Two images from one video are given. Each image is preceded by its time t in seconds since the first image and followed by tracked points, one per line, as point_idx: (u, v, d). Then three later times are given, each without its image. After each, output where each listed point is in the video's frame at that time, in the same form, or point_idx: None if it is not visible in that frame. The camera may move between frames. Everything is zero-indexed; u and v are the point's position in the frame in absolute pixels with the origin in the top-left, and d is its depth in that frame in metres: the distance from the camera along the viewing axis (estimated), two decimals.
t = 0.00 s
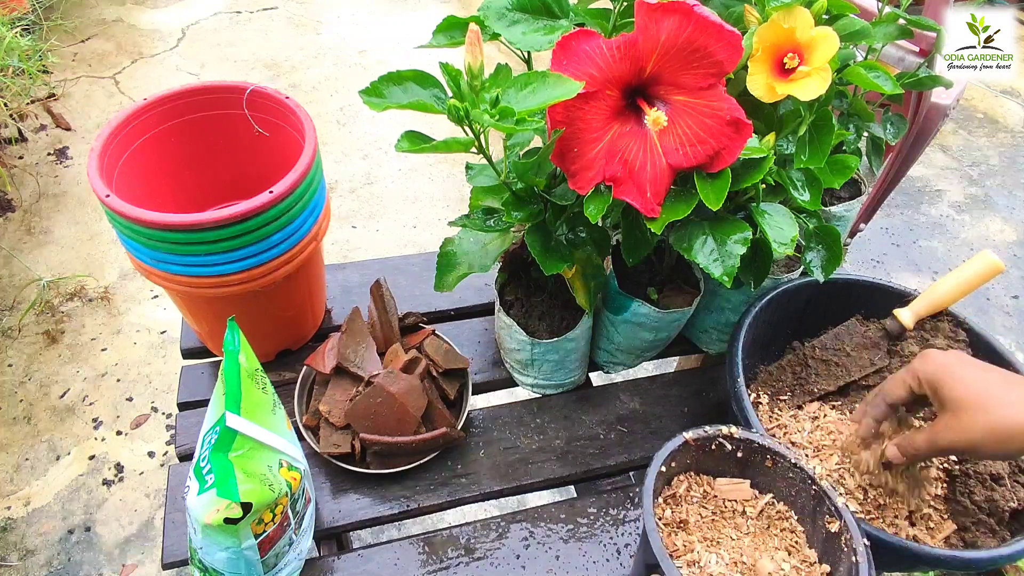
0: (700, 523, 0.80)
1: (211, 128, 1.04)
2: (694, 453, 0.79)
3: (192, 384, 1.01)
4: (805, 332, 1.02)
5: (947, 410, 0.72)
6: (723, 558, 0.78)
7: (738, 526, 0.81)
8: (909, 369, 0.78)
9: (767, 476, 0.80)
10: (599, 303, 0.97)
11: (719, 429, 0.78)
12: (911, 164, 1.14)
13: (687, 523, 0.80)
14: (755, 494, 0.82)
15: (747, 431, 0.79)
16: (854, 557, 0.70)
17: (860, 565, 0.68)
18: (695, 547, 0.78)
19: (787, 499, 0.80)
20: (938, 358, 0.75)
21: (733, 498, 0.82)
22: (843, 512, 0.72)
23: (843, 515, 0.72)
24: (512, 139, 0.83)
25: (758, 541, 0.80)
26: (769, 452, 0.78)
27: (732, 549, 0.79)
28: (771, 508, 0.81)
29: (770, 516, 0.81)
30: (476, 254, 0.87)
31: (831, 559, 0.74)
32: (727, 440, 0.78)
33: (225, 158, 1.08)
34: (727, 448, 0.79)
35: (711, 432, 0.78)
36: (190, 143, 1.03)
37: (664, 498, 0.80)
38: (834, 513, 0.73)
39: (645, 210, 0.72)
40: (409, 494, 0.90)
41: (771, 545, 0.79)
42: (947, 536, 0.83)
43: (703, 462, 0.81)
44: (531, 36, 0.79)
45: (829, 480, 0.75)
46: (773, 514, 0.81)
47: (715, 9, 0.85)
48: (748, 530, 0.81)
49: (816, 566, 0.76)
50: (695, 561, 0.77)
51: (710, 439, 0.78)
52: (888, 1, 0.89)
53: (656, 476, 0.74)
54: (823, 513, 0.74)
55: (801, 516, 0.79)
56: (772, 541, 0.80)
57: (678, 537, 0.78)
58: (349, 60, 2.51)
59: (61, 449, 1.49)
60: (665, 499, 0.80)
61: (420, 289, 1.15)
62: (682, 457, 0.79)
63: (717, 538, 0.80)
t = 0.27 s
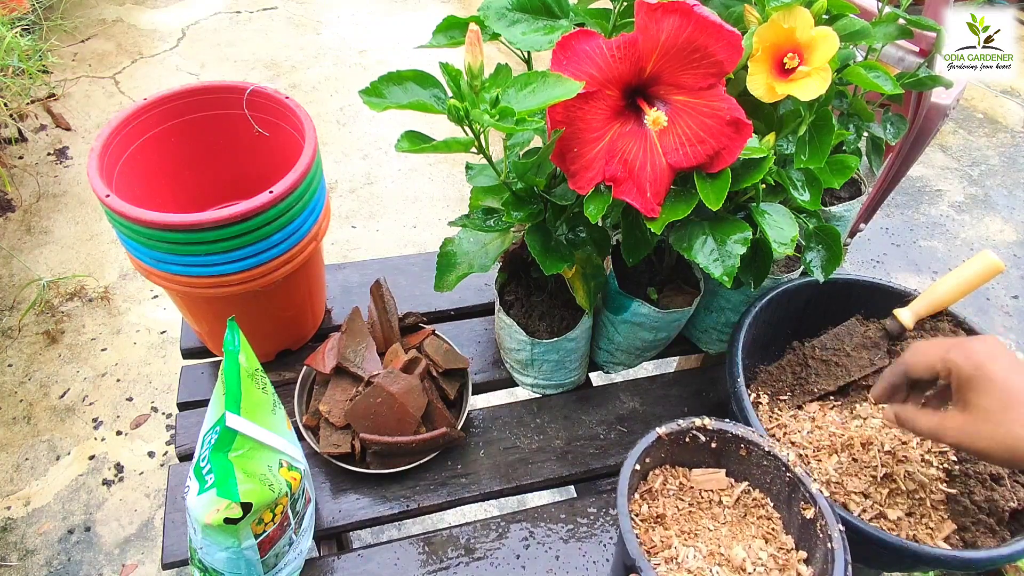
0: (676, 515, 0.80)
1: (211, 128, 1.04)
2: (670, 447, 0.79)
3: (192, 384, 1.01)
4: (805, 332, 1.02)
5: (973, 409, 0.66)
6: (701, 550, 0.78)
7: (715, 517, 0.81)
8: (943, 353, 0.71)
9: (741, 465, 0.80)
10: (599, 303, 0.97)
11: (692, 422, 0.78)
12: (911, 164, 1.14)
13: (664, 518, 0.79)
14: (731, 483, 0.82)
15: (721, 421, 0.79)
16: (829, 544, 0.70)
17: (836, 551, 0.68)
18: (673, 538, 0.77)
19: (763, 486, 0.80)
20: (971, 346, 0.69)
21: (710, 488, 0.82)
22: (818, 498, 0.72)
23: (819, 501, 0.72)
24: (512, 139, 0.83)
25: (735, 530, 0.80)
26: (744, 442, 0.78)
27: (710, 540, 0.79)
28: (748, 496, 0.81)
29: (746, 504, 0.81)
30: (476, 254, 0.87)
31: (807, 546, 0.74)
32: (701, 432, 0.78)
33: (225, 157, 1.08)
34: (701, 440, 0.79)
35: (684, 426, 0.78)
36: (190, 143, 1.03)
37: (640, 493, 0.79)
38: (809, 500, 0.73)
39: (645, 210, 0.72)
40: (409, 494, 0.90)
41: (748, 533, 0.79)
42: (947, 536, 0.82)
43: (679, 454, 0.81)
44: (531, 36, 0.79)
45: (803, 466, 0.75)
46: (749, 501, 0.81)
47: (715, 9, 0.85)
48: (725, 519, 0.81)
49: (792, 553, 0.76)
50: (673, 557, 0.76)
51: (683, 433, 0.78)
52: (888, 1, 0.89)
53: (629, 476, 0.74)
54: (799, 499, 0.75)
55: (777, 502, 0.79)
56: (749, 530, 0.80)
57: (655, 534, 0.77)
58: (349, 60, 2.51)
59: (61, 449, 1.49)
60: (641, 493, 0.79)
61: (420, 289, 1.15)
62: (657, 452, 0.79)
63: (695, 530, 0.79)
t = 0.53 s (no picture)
0: (628, 502, 0.78)
1: (211, 128, 1.04)
2: (617, 435, 0.79)
3: (192, 384, 1.01)
4: (805, 332, 1.02)
5: (994, 439, 0.68)
6: (655, 536, 0.75)
7: (668, 498, 0.80)
8: (966, 377, 0.73)
9: (689, 442, 0.80)
10: (599, 303, 0.97)
11: (637, 407, 0.78)
12: (911, 164, 1.14)
13: (616, 507, 0.77)
14: (681, 462, 0.81)
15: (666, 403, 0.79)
16: (780, 515, 0.70)
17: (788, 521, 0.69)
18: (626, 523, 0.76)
19: (712, 461, 0.80)
20: (996, 376, 0.71)
21: (661, 469, 0.81)
22: (766, 469, 0.73)
23: (767, 472, 0.72)
24: (512, 139, 0.83)
25: (689, 509, 0.79)
26: (690, 420, 0.78)
27: (665, 524, 0.77)
28: (698, 473, 0.81)
29: (698, 481, 0.80)
30: (476, 254, 0.87)
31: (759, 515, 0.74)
32: (646, 416, 0.78)
33: (225, 157, 1.08)
34: (648, 424, 0.79)
35: (628, 412, 0.78)
36: (190, 143, 1.03)
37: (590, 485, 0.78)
38: (757, 471, 0.74)
39: (645, 210, 0.72)
40: (409, 494, 0.90)
41: (701, 512, 0.78)
42: (947, 535, 0.82)
43: (627, 441, 0.80)
44: (531, 36, 0.79)
45: (749, 438, 0.75)
46: (700, 478, 0.80)
47: (715, 9, 0.85)
48: (677, 500, 0.80)
49: (746, 525, 0.76)
50: (627, 548, 0.73)
51: (628, 420, 0.78)
52: (888, 1, 0.89)
53: (577, 466, 0.73)
54: (748, 471, 0.75)
55: (727, 476, 0.79)
56: (702, 506, 0.79)
57: (609, 525, 0.75)
58: (349, 60, 2.51)
59: (61, 449, 1.49)
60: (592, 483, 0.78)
61: (420, 289, 1.15)
62: (605, 442, 0.78)
63: (648, 515, 0.78)
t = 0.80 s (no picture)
0: (537, 462, 0.75)
1: (211, 128, 1.04)
2: (516, 399, 0.75)
3: (192, 384, 1.01)
4: (805, 332, 1.02)
5: (972, 501, 0.69)
6: (569, 489, 0.73)
7: (578, 448, 0.77)
8: (951, 440, 0.71)
9: (590, 389, 0.77)
10: (599, 303, 0.97)
11: (532, 366, 0.74)
12: (911, 164, 1.14)
13: (526, 470, 0.74)
14: (586, 411, 0.78)
15: (561, 356, 0.75)
16: (686, 444, 0.68)
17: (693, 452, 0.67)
18: (539, 486, 0.73)
19: (616, 403, 0.77)
20: (977, 438, 0.71)
21: (566, 422, 0.78)
22: (666, 402, 0.70)
23: (668, 406, 0.70)
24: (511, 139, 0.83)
25: (600, 455, 0.76)
26: (587, 367, 0.74)
27: (578, 475, 0.74)
28: (604, 418, 0.78)
29: (606, 425, 0.78)
30: (476, 254, 0.87)
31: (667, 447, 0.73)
32: (542, 373, 0.74)
33: (225, 157, 1.08)
34: (545, 381, 0.75)
35: (523, 374, 0.74)
36: (189, 143, 1.03)
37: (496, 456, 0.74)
38: (659, 406, 0.71)
39: (645, 210, 0.72)
40: (409, 494, 0.90)
41: (612, 455, 0.76)
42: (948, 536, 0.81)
43: (529, 401, 0.77)
44: (531, 36, 0.79)
45: (646, 374, 0.73)
46: (606, 423, 0.78)
47: (715, 9, 0.85)
48: (588, 448, 0.77)
49: (656, 462, 0.74)
50: (543, 510, 0.70)
51: (524, 382, 0.74)
52: (888, 1, 0.89)
53: (477, 442, 0.69)
54: (650, 407, 0.73)
55: (632, 415, 0.77)
56: (611, 449, 0.76)
57: (521, 491, 0.72)
58: (349, 60, 2.51)
59: (61, 449, 1.49)
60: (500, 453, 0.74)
61: (420, 289, 1.15)
62: (504, 411, 0.74)
63: (560, 470, 0.75)
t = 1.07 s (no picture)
0: (441, 331, 0.71)
1: (211, 128, 1.04)
2: (408, 273, 0.70)
3: (192, 384, 1.01)
4: (805, 332, 1.02)
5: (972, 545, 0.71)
6: (475, 351, 0.69)
7: (482, 310, 0.73)
8: (955, 485, 0.71)
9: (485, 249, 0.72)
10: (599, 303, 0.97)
11: (416, 234, 0.68)
12: (911, 164, 1.14)
13: (430, 341, 0.70)
14: (485, 271, 0.73)
15: (448, 220, 0.69)
16: (583, 287, 0.65)
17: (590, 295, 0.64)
18: (444, 355, 0.69)
19: (513, 258, 0.73)
20: (977, 483, 0.72)
21: (466, 286, 0.73)
22: (559, 248, 0.66)
23: (561, 251, 0.66)
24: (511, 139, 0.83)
25: (505, 313, 0.72)
26: (476, 228, 0.69)
27: (483, 337, 0.71)
28: (504, 275, 0.74)
29: (507, 279, 0.73)
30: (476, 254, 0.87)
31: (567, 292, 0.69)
32: (429, 241, 0.69)
33: (225, 157, 1.08)
34: (435, 249, 0.70)
35: (408, 243, 0.68)
36: (190, 143, 1.03)
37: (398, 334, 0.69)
38: (553, 252, 0.67)
39: (645, 210, 0.72)
40: (409, 494, 0.90)
41: (516, 309, 0.72)
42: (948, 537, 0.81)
43: (424, 274, 0.71)
44: (531, 37, 0.79)
45: (537, 224, 0.68)
46: (508, 278, 0.73)
47: (715, 9, 0.85)
48: (493, 309, 0.73)
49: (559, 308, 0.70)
50: (448, 375, 0.67)
51: (410, 253, 0.69)
52: (888, 2, 0.89)
53: (367, 322, 0.64)
54: (545, 254, 0.69)
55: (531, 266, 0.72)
56: (515, 303, 0.73)
57: (426, 362, 0.68)
58: (349, 60, 2.51)
59: (61, 449, 1.49)
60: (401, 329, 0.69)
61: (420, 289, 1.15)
62: (396, 287, 0.68)
63: (466, 334, 0.71)
